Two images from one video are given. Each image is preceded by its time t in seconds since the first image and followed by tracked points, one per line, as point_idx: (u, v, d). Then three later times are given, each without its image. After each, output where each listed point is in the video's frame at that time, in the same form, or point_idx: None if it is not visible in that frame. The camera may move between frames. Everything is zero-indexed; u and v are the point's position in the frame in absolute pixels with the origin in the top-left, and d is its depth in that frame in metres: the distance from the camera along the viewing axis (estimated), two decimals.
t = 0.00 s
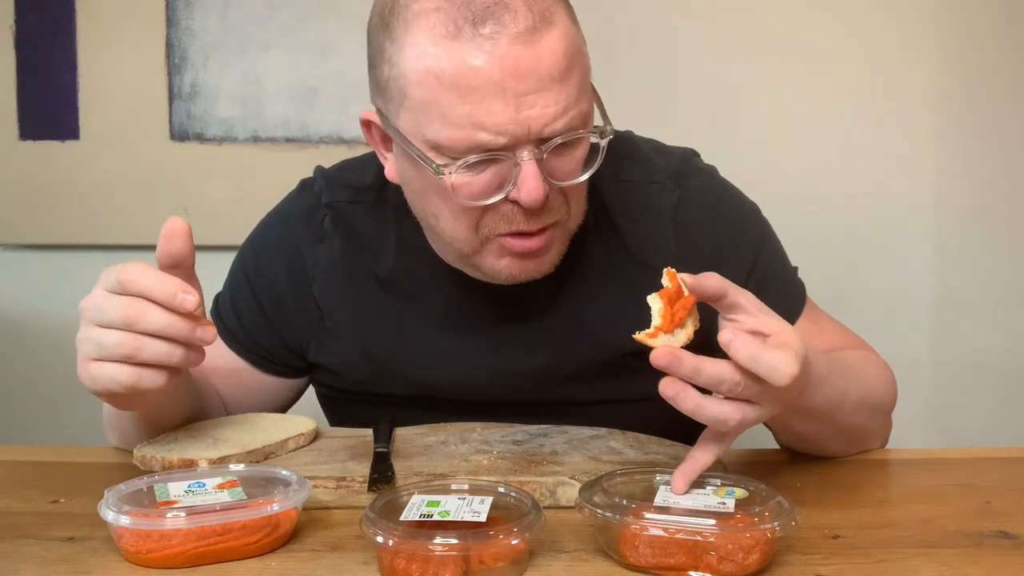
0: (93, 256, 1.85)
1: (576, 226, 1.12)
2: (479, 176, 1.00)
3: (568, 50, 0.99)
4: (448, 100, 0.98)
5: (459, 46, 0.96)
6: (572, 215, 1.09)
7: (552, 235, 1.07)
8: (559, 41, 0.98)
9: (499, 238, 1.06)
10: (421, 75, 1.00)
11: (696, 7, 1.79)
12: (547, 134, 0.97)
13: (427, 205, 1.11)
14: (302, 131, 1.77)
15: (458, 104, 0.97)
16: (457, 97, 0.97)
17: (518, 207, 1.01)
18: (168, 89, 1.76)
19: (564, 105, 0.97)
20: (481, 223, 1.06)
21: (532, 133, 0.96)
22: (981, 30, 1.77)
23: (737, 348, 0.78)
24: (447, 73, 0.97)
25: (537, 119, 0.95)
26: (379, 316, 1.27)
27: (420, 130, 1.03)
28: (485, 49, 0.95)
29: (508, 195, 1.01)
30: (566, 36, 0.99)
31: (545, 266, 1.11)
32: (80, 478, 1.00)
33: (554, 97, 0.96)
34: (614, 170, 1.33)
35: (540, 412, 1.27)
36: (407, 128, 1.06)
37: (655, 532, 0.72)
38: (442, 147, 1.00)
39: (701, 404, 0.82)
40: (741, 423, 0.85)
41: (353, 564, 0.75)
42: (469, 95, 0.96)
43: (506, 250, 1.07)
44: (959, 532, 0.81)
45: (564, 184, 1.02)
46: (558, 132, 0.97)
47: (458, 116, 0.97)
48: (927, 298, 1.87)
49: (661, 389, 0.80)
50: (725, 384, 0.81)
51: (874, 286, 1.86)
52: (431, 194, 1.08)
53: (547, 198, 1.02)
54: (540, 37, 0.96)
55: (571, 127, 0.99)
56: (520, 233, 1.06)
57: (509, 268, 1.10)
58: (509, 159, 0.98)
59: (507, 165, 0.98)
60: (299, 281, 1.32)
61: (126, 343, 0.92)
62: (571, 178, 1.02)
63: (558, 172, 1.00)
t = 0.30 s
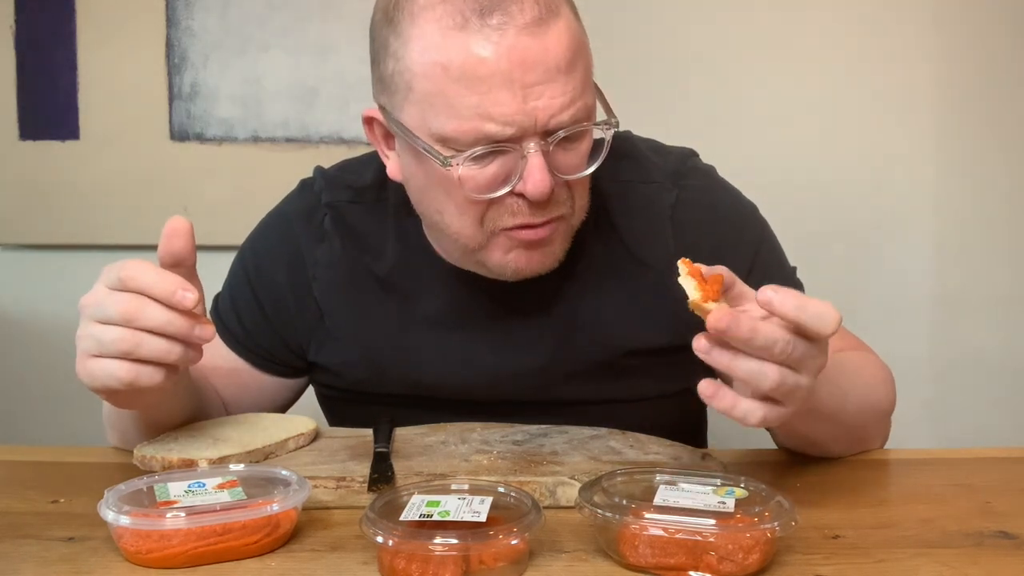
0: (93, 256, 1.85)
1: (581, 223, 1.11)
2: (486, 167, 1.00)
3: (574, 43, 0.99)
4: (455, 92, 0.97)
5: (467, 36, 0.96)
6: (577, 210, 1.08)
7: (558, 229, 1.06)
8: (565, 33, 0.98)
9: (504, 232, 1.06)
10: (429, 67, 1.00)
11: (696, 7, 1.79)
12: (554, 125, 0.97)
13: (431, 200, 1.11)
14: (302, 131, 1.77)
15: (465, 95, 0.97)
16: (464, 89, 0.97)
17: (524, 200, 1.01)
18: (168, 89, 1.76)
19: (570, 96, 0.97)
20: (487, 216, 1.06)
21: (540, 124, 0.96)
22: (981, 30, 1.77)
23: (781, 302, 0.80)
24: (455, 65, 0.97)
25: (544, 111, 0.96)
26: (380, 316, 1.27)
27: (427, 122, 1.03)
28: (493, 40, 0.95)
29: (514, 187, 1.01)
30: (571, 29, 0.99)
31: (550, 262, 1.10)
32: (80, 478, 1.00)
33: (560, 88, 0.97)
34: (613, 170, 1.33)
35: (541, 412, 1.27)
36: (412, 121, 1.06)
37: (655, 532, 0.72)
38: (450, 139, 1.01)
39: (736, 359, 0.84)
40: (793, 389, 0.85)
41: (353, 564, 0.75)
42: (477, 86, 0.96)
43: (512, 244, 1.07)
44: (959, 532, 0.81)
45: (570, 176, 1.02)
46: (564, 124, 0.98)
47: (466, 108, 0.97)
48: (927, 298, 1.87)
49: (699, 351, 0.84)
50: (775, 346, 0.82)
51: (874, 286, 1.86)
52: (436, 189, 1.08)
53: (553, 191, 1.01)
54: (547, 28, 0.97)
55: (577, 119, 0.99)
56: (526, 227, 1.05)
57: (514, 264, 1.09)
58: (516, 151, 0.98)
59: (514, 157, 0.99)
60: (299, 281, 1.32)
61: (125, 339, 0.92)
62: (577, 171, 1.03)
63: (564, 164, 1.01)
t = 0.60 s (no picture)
0: (93, 256, 1.85)
1: (557, 208, 1.11)
2: (450, 126, 1.03)
3: (547, 12, 1.01)
4: (422, 48, 1.02)
5: None
6: (550, 192, 1.08)
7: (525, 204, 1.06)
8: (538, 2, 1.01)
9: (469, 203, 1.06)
10: (403, 25, 1.05)
11: (696, 7, 1.79)
12: (518, 85, 1.00)
13: (406, 174, 1.13)
14: (301, 131, 1.76)
15: (431, 49, 1.01)
16: (429, 42, 1.01)
17: (485, 164, 1.02)
18: (168, 89, 1.76)
19: (535, 59, 1.00)
20: (451, 185, 1.06)
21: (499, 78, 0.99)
22: (981, 30, 1.77)
23: (742, 267, 0.82)
24: (421, 22, 1.02)
25: (505, 67, 0.99)
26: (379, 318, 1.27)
27: (399, 83, 1.07)
28: None
29: (476, 150, 1.02)
30: None
31: (519, 243, 1.09)
32: (79, 478, 1.00)
33: (524, 49, 0.99)
34: (613, 170, 1.33)
35: (541, 412, 1.27)
36: (388, 86, 1.10)
37: (655, 532, 0.72)
38: (416, 95, 1.04)
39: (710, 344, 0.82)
40: (784, 350, 0.84)
41: (353, 564, 0.75)
42: (441, 38, 1.00)
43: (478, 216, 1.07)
44: (959, 532, 0.81)
45: (536, 146, 1.03)
46: (527, 85, 1.00)
47: (430, 61, 1.01)
48: (927, 298, 1.87)
49: (676, 359, 0.79)
50: (752, 310, 0.82)
51: (874, 286, 1.86)
52: (409, 159, 1.11)
53: (517, 160, 1.02)
54: None
55: (545, 88, 1.01)
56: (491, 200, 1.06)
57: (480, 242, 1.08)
58: (478, 109, 1.01)
59: (476, 116, 1.01)
60: (299, 280, 1.32)
61: (125, 344, 0.92)
62: (544, 143, 1.03)
63: (529, 131, 1.02)
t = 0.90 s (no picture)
0: (93, 256, 1.86)
1: (531, 207, 1.10)
2: (415, 124, 1.04)
3: (511, 9, 1.02)
4: (387, 47, 1.04)
5: None
6: (521, 189, 1.08)
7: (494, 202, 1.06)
8: None
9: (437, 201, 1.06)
10: (371, 28, 1.07)
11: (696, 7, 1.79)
12: (479, 83, 1.01)
13: (383, 174, 1.15)
14: (302, 130, 1.77)
15: (394, 50, 1.03)
16: (392, 43, 1.03)
17: (450, 162, 1.03)
18: (168, 89, 1.76)
19: (497, 57, 1.01)
20: (420, 183, 1.07)
21: (459, 75, 1.00)
22: (981, 30, 1.77)
23: (669, 291, 0.78)
24: (387, 21, 1.04)
25: (464, 65, 1.00)
26: (378, 318, 1.27)
27: (370, 85, 1.09)
28: None
29: (441, 147, 1.03)
30: None
31: (490, 242, 1.08)
32: (79, 478, 1.00)
33: (484, 46, 1.00)
34: (612, 172, 1.33)
35: (541, 411, 1.27)
36: (364, 89, 1.12)
37: (655, 532, 0.72)
38: (383, 95, 1.06)
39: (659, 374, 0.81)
40: (733, 357, 0.83)
41: (353, 564, 0.75)
42: (402, 38, 1.02)
43: (448, 216, 1.07)
44: (959, 532, 0.81)
45: (501, 143, 1.04)
46: (488, 82, 1.01)
47: (393, 63, 1.04)
48: (927, 298, 1.87)
49: (637, 406, 0.79)
50: (687, 331, 0.81)
51: (874, 286, 1.86)
52: (384, 159, 1.12)
53: (481, 156, 1.03)
54: None
55: (507, 84, 1.02)
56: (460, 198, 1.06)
57: (450, 241, 1.08)
58: (440, 107, 1.02)
59: (439, 113, 1.02)
60: (299, 282, 1.32)
61: (126, 345, 0.92)
62: (510, 139, 1.04)
63: (493, 127, 1.03)
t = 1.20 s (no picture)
0: (93, 257, 1.86)
1: (527, 208, 1.10)
2: (408, 127, 1.04)
3: (501, 10, 1.02)
4: (379, 51, 1.04)
5: None
6: (515, 190, 1.08)
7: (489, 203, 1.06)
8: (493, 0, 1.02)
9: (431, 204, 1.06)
10: (363, 32, 1.07)
11: (695, 7, 1.79)
12: (470, 84, 1.01)
13: (379, 177, 1.15)
14: (301, 131, 1.77)
15: (385, 54, 1.04)
16: (383, 46, 1.03)
17: (443, 164, 1.03)
18: (168, 89, 1.76)
19: (487, 58, 1.01)
20: (415, 186, 1.07)
21: (449, 77, 1.00)
22: (981, 30, 1.77)
23: (697, 293, 0.78)
24: (379, 25, 1.04)
25: (454, 67, 1.00)
26: (377, 318, 1.27)
27: (364, 88, 1.09)
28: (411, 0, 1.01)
29: (435, 150, 1.03)
30: None
31: (485, 243, 1.08)
32: (79, 478, 1.00)
33: (475, 47, 1.00)
34: (611, 173, 1.33)
35: (541, 410, 1.27)
36: (358, 92, 1.12)
37: (655, 532, 0.72)
38: (376, 98, 1.06)
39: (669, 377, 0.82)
40: (750, 369, 0.83)
41: (353, 564, 0.75)
42: (393, 42, 1.02)
43: (443, 218, 1.07)
44: (959, 532, 0.81)
45: (494, 144, 1.03)
46: (478, 83, 1.01)
47: (385, 67, 1.04)
48: (926, 298, 1.87)
49: (643, 400, 0.82)
50: (712, 336, 0.80)
51: (874, 286, 1.86)
52: (378, 162, 1.12)
53: (474, 157, 1.03)
54: None
55: (498, 84, 1.02)
56: (454, 199, 1.06)
57: (445, 243, 1.08)
58: (432, 109, 1.02)
59: (431, 116, 1.02)
60: (298, 282, 1.32)
61: (127, 345, 0.92)
62: (502, 139, 1.04)
63: (485, 128, 1.03)
